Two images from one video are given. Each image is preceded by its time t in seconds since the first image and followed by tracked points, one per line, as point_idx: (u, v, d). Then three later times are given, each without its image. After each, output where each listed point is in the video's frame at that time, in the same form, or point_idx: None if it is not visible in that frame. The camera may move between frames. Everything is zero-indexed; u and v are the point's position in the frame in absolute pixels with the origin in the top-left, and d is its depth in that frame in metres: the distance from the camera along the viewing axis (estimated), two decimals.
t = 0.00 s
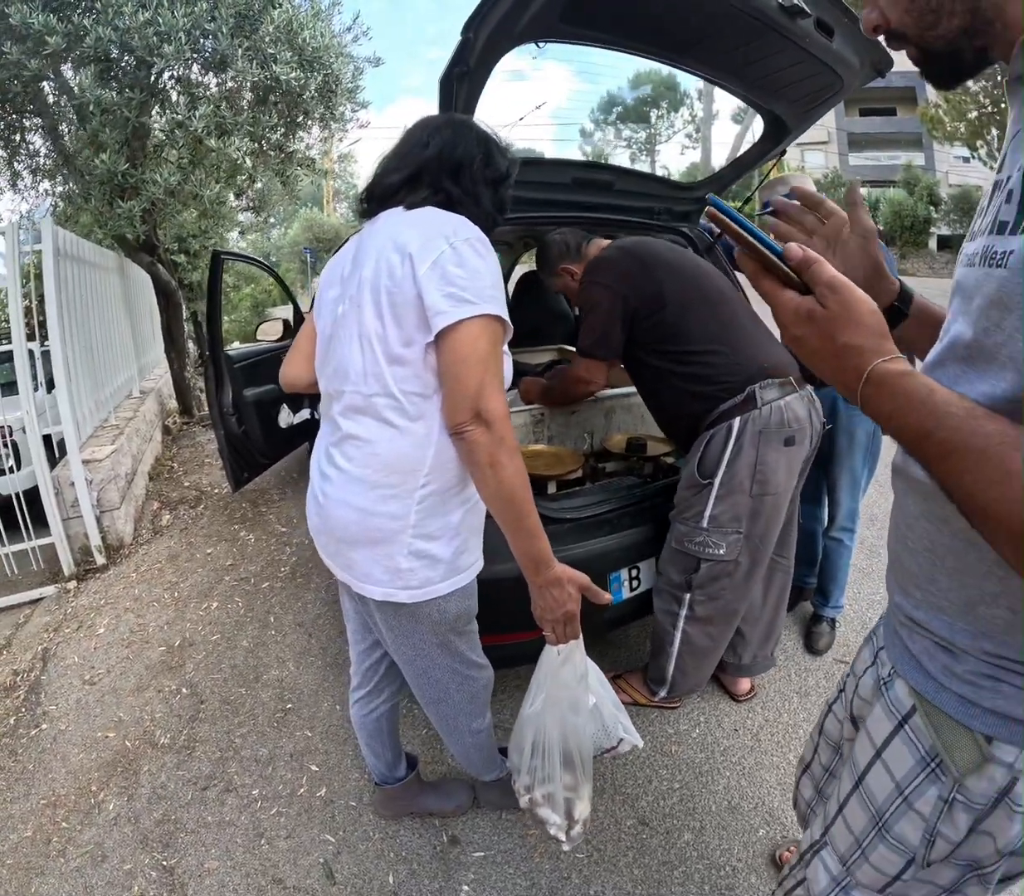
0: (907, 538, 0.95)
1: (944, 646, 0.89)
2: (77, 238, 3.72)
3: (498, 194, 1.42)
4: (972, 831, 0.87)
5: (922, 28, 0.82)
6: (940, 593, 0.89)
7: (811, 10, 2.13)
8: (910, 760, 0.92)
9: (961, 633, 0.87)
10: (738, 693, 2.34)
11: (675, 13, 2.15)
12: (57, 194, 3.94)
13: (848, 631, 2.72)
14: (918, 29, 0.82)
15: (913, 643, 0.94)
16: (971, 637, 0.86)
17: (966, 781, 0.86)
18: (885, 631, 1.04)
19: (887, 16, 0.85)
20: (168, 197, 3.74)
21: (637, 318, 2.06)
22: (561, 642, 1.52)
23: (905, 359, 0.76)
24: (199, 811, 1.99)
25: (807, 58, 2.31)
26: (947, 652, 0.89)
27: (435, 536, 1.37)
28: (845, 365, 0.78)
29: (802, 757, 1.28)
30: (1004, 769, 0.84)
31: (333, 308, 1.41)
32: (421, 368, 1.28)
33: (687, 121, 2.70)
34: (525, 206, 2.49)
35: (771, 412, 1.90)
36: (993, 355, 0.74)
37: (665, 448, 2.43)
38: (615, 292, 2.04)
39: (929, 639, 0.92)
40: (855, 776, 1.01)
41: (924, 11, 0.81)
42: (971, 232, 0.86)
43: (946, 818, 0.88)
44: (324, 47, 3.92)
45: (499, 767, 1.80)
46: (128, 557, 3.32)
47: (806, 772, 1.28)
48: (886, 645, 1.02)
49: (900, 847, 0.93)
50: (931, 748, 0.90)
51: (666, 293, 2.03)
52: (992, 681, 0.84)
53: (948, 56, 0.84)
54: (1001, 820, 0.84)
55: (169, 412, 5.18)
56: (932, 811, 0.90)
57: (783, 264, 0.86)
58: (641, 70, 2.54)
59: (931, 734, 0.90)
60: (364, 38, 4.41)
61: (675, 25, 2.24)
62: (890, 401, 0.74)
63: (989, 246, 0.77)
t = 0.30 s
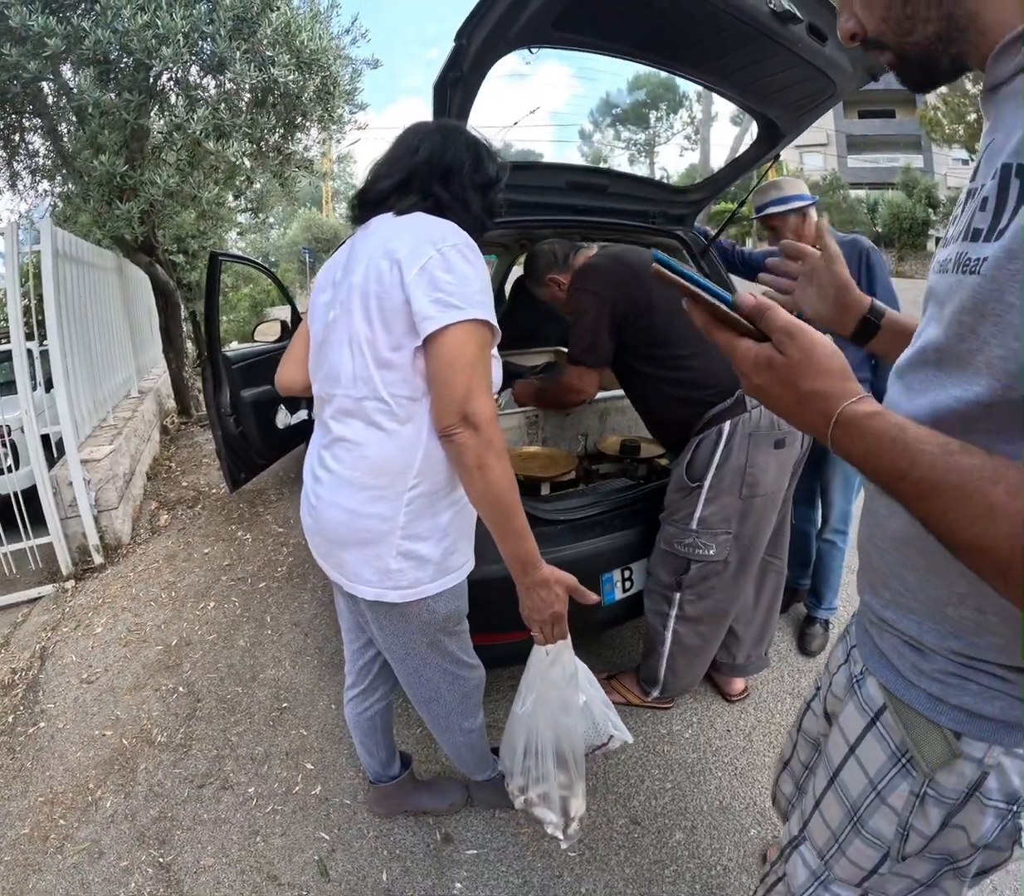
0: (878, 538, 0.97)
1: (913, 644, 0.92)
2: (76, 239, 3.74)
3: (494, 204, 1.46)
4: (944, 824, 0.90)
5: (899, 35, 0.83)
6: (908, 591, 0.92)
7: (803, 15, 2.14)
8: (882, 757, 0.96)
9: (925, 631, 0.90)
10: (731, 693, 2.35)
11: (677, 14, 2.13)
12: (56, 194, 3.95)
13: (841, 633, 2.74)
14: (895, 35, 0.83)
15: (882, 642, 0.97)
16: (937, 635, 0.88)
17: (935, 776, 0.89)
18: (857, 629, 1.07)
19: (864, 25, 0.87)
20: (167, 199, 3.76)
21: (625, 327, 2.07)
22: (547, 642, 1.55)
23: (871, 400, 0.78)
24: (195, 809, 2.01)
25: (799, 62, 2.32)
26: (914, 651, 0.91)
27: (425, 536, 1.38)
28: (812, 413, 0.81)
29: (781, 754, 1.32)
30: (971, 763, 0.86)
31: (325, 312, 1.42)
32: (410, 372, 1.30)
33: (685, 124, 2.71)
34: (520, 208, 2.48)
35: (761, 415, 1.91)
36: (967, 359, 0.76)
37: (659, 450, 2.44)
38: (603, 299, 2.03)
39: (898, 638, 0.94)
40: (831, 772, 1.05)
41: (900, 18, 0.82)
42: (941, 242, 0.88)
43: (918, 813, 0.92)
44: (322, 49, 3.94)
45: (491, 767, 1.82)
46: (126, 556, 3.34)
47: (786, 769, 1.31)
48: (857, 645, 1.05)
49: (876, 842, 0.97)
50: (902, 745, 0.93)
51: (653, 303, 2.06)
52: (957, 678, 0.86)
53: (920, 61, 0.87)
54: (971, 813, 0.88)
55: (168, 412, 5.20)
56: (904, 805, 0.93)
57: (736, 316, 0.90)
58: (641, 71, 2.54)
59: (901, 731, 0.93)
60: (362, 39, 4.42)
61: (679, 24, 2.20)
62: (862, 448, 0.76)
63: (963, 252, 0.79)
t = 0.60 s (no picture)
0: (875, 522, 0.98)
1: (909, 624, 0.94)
2: (74, 238, 3.74)
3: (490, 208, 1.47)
4: (948, 796, 0.92)
5: (859, 68, 0.86)
6: (904, 572, 0.93)
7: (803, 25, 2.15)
8: (887, 733, 0.98)
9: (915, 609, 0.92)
10: (726, 697, 2.36)
11: (678, 17, 2.13)
12: (55, 192, 3.95)
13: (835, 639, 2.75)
14: (855, 70, 0.86)
15: (883, 621, 0.99)
16: (933, 611, 0.90)
17: (939, 749, 0.91)
18: (859, 612, 1.08)
19: (829, 64, 0.89)
20: (166, 199, 3.77)
21: (631, 331, 2.08)
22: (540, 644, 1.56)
23: (832, 388, 0.82)
24: (189, 809, 2.01)
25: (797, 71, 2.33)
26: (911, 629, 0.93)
27: (416, 538, 1.39)
28: (781, 401, 0.86)
29: (755, 728, 1.35)
30: (972, 735, 0.88)
31: (320, 313, 1.44)
32: (401, 375, 1.31)
33: (683, 131, 2.76)
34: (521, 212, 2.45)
35: (764, 425, 1.93)
36: (929, 361, 0.79)
37: (655, 455, 2.45)
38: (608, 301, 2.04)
39: (896, 616, 0.96)
40: (840, 749, 1.07)
41: (858, 52, 0.84)
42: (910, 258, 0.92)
43: (923, 786, 0.93)
44: (324, 52, 3.95)
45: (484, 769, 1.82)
46: (121, 556, 3.34)
47: (758, 743, 1.35)
48: (860, 626, 1.07)
49: (884, 815, 0.99)
50: (907, 719, 0.95)
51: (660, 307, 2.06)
52: (956, 653, 0.88)
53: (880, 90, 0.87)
54: (974, 785, 0.89)
55: (163, 412, 5.19)
56: (909, 778, 0.95)
57: (720, 318, 0.94)
58: (641, 78, 2.59)
59: (905, 707, 0.95)
60: (364, 43, 4.43)
61: (688, 29, 2.20)
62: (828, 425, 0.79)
63: (920, 265, 0.82)
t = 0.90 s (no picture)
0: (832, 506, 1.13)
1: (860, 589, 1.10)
2: (72, 237, 3.74)
3: (470, 208, 1.44)
4: (907, 754, 1.06)
5: (844, 95, 0.99)
6: (858, 549, 1.09)
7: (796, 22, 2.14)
8: (844, 697, 1.13)
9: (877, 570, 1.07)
10: (716, 707, 2.36)
11: (674, 25, 2.15)
12: (54, 191, 3.95)
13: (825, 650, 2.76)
14: (841, 95, 0.99)
15: (836, 597, 1.16)
16: (882, 574, 1.07)
17: (893, 704, 1.06)
18: (809, 590, 1.25)
19: (804, 95, 1.03)
20: (165, 201, 3.78)
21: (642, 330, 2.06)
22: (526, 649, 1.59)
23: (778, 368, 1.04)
24: (176, 811, 2.00)
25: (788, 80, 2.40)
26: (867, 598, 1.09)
27: (394, 545, 1.39)
28: (740, 383, 1.08)
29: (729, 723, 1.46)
30: (923, 691, 1.04)
31: (302, 320, 1.46)
32: (377, 382, 1.31)
33: (681, 141, 2.79)
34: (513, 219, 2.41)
35: (773, 443, 1.94)
36: (867, 341, 0.95)
37: (647, 464, 2.47)
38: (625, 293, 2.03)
39: (847, 588, 1.13)
40: (802, 721, 1.23)
41: (844, 81, 0.98)
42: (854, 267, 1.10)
43: (879, 744, 1.08)
44: (324, 57, 3.96)
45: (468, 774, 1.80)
46: (112, 557, 3.33)
47: (730, 739, 1.49)
48: (812, 604, 1.23)
49: (850, 775, 1.13)
50: (864, 686, 1.10)
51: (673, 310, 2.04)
52: (903, 617, 1.05)
53: (859, 121, 1.01)
54: (931, 740, 1.04)
55: (158, 413, 5.19)
56: (867, 738, 1.10)
57: (689, 320, 1.16)
58: (640, 87, 2.62)
59: (859, 671, 1.11)
60: (365, 49, 4.44)
61: (687, 38, 2.23)
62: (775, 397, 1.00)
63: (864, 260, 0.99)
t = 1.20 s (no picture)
0: (824, 496, 1.17)
1: (853, 572, 1.14)
2: (71, 238, 3.74)
3: (445, 220, 1.44)
4: (908, 726, 1.11)
5: (807, 130, 1.11)
6: (853, 537, 1.12)
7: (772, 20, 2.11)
8: (844, 682, 1.15)
9: (871, 550, 1.11)
10: (706, 716, 2.37)
11: (670, 37, 2.17)
12: (54, 191, 3.95)
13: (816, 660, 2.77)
14: (804, 130, 1.11)
15: (827, 588, 1.18)
16: (875, 555, 1.10)
17: (896, 681, 1.09)
18: (791, 586, 1.28)
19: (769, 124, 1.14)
20: (164, 203, 3.79)
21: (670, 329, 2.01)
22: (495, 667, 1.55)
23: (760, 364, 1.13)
24: (167, 815, 2.00)
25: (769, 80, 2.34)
26: (862, 581, 1.12)
27: (372, 555, 1.40)
28: (725, 380, 1.17)
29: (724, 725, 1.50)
30: (922, 664, 1.09)
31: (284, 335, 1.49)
32: (349, 394, 1.33)
33: (681, 148, 2.84)
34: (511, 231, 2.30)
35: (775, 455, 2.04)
36: (841, 339, 1.04)
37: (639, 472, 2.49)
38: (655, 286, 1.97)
39: (841, 576, 1.15)
40: (795, 714, 1.24)
41: (808, 117, 1.10)
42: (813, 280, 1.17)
43: (883, 721, 1.11)
44: (324, 63, 3.98)
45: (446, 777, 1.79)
46: (106, 559, 3.34)
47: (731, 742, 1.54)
48: (796, 599, 1.25)
49: (852, 759, 1.15)
50: (866, 669, 1.12)
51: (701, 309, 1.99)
52: (902, 597, 1.09)
53: (817, 151, 1.13)
54: (930, 707, 1.10)
55: (154, 415, 5.19)
56: (871, 718, 1.12)
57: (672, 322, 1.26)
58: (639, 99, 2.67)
59: (860, 653, 1.13)
60: (365, 56, 4.46)
61: (665, 40, 2.19)
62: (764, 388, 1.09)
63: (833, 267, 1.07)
